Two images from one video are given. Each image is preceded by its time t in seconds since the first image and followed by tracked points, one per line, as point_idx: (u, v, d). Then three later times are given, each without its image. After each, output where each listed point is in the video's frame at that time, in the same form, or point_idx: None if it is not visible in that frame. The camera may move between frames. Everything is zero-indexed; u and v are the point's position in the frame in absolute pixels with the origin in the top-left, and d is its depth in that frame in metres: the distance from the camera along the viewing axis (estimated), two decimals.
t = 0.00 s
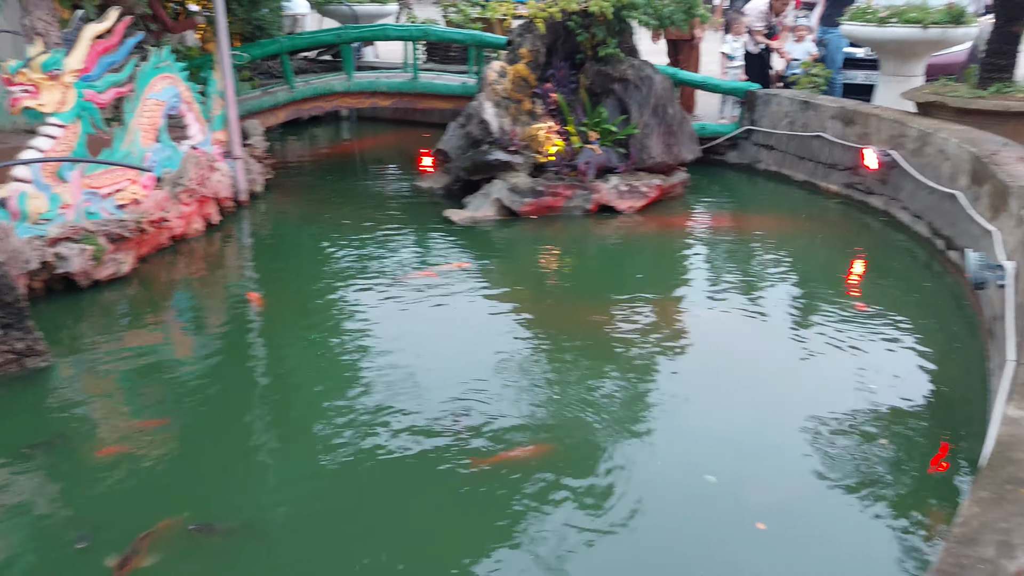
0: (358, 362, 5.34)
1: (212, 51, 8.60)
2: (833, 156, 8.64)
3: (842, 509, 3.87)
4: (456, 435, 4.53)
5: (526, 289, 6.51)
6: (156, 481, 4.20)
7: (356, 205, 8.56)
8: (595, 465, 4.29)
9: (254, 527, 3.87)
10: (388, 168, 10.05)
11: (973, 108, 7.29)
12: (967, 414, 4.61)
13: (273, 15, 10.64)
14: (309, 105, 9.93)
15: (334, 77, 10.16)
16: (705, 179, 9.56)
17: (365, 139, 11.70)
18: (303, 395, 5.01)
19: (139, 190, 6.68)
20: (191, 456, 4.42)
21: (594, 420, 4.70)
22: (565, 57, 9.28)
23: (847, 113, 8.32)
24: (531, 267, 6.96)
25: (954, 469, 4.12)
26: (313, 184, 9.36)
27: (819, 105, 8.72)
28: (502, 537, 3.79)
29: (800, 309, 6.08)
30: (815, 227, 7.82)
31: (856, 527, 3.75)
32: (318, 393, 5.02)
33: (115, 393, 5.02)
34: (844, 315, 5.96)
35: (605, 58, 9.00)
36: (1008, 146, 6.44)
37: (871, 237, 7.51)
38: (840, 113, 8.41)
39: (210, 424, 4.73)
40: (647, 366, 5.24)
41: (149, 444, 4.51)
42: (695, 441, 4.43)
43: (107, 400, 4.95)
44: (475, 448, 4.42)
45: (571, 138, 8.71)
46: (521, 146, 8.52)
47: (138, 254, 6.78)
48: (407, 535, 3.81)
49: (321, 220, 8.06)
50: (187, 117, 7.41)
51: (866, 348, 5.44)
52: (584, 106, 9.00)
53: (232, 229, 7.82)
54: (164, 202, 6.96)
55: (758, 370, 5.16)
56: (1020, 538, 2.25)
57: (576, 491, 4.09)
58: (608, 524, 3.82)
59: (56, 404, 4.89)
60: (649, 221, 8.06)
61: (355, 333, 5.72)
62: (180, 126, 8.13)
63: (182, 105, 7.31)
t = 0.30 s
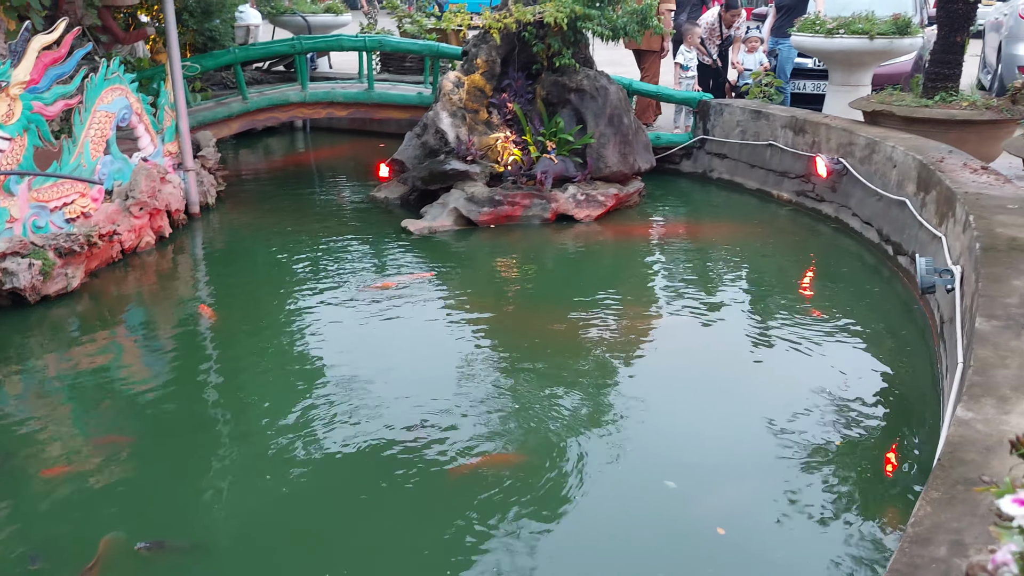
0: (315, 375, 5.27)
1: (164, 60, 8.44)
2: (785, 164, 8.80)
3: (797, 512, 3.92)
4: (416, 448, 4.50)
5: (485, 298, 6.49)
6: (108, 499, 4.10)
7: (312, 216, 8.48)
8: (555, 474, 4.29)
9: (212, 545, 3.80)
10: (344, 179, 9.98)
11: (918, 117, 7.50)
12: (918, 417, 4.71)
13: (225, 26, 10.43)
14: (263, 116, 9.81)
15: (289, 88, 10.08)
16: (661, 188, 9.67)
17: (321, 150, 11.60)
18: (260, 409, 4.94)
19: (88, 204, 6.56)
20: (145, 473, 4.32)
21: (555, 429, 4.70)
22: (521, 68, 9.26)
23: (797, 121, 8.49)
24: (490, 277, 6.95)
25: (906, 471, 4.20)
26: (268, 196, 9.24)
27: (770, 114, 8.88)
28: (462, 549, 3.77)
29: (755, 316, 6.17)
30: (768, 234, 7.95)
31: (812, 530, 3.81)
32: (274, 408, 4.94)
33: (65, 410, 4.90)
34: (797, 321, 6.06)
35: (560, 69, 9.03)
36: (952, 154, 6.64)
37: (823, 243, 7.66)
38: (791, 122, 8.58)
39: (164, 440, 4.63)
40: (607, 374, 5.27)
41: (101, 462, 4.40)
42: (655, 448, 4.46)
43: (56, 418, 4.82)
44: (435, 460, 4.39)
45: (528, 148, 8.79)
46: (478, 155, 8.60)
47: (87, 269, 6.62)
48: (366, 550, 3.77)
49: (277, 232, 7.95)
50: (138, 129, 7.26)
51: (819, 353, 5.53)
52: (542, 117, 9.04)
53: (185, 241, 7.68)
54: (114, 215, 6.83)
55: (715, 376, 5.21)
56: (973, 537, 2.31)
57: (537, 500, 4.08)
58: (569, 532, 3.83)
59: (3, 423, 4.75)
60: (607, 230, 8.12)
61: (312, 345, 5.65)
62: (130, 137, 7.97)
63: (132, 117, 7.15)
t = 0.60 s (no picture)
0: (310, 381, 5.28)
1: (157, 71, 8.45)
2: (777, 166, 8.83)
3: (791, 514, 3.93)
4: (413, 454, 4.50)
5: (480, 304, 6.50)
6: (106, 508, 4.10)
7: (307, 224, 8.48)
8: (552, 478, 4.30)
9: (210, 553, 3.80)
10: (338, 186, 9.99)
11: (910, 117, 7.54)
12: (911, 417, 4.74)
13: (217, 34, 10.55)
14: (256, 125, 9.83)
15: (282, 96, 10.10)
16: (655, 192, 9.70)
17: (314, 158, 11.61)
18: (256, 416, 4.94)
19: (85, 214, 6.57)
20: (143, 482, 4.32)
21: (551, 433, 4.71)
22: (513, 74, 9.34)
23: (789, 124, 8.54)
24: (484, 282, 6.97)
25: (902, 471, 4.22)
26: (263, 204, 9.25)
27: (762, 117, 8.94)
28: (460, 555, 3.77)
29: (749, 318, 6.20)
30: (762, 236, 7.98)
31: (809, 531, 3.82)
32: (269, 414, 4.95)
33: (63, 420, 4.89)
34: (791, 323, 6.08)
35: (552, 74, 9.09)
36: (944, 154, 6.68)
37: (816, 244, 7.69)
38: (782, 124, 8.63)
39: (161, 448, 4.62)
40: (602, 378, 5.28)
41: (98, 472, 4.39)
42: (651, 451, 4.48)
43: (53, 427, 4.81)
44: (432, 467, 4.39)
45: (520, 153, 8.83)
46: (471, 161, 8.62)
47: (84, 278, 6.62)
48: (364, 557, 3.78)
49: (271, 241, 7.95)
50: (132, 139, 7.28)
51: (814, 354, 5.56)
52: (533, 122, 9.09)
53: (180, 250, 7.67)
54: (109, 225, 6.84)
55: (710, 379, 5.23)
56: (967, 533, 2.32)
57: (533, 505, 4.09)
58: (565, 536, 3.84)
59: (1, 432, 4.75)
60: (601, 234, 8.14)
61: (307, 353, 5.65)
62: (124, 147, 7.97)
63: (127, 127, 7.17)
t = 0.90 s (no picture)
0: (307, 389, 5.29)
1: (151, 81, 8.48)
2: (771, 169, 8.87)
3: (787, 515, 3.96)
4: (412, 461, 4.52)
5: (477, 310, 6.51)
6: (108, 517, 4.11)
7: (303, 232, 8.49)
8: (550, 482, 4.31)
9: (211, 560, 3.82)
10: (333, 194, 10.01)
11: (901, 118, 7.59)
12: (906, 416, 4.77)
13: (210, 45, 10.49)
14: (251, 133, 9.85)
15: (276, 105, 10.13)
16: (649, 195, 9.74)
17: (309, 166, 11.63)
18: (255, 423, 4.96)
19: (81, 224, 6.58)
20: (142, 491, 4.33)
21: (549, 437, 4.73)
22: (506, 80, 9.40)
23: (781, 126, 8.59)
24: (481, 287, 6.99)
25: (898, 470, 4.25)
26: (258, 213, 9.26)
27: (755, 120, 8.98)
28: (458, 561, 3.78)
29: (745, 319, 6.23)
30: (756, 238, 8.02)
31: (806, 532, 3.84)
32: (267, 422, 4.96)
33: (62, 431, 4.90)
34: (787, 324, 6.11)
35: (545, 79, 9.09)
36: (935, 155, 6.73)
37: (810, 246, 7.73)
38: (775, 127, 8.67)
39: (160, 458, 4.63)
40: (599, 382, 5.30)
41: (96, 482, 4.40)
42: (649, 453, 4.50)
43: (52, 438, 4.82)
44: (432, 472, 4.41)
45: (515, 159, 8.81)
46: (465, 168, 8.67)
47: (80, 289, 6.63)
48: (363, 564, 3.79)
49: (268, 249, 7.97)
50: (128, 149, 7.29)
51: (809, 355, 5.59)
52: (527, 128, 9.08)
53: (176, 260, 7.68)
54: (106, 236, 6.85)
55: (705, 381, 5.26)
56: (961, 530, 2.35)
57: (532, 509, 4.11)
58: (563, 540, 3.85)
59: None
60: (596, 238, 8.17)
61: (305, 360, 5.67)
62: (119, 157, 7.98)
63: (122, 137, 7.19)
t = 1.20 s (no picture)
0: (304, 395, 5.29)
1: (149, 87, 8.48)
2: (769, 174, 8.89)
3: (787, 521, 3.96)
4: (410, 467, 4.52)
5: (475, 315, 6.52)
6: (107, 524, 4.11)
7: (301, 238, 8.49)
8: (550, 489, 4.31)
9: (211, 565, 3.81)
10: (331, 200, 10.01)
11: (898, 124, 7.62)
12: (904, 422, 4.78)
13: (208, 51, 10.52)
14: (249, 140, 9.85)
15: (274, 111, 10.13)
16: (647, 201, 9.76)
17: (307, 172, 11.64)
18: (254, 429, 4.95)
19: (79, 230, 6.59)
20: (141, 498, 4.33)
21: (548, 443, 4.73)
22: (506, 86, 9.37)
23: (779, 132, 8.61)
24: (479, 293, 6.99)
25: (897, 475, 4.26)
26: (257, 219, 9.26)
27: (752, 125, 9.01)
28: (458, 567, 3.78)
29: (742, 325, 6.24)
30: (754, 243, 8.04)
31: (804, 537, 3.85)
32: (263, 429, 4.95)
33: (59, 438, 4.89)
34: (784, 330, 6.12)
35: (543, 85, 9.12)
36: (932, 160, 6.76)
37: (808, 251, 7.75)
38: (772, 133, 8.70)
39: (158, 465, 4.62)
40: (598, 387, 5.31)
41: (93, 489, 4.39)
42: (649, 459, 4.50)
43: (50, 445, 4.82)
44: (432, 478, 4.41)
45: (513, 164, 8.86)
46: (464, 174, 8.65)
47: (78, 295, 6.63)
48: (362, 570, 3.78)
49: (266, 255, 7.97)
50: (126, 155, 7.29)
51: (808, 360, 5.59)
52: (526, 133, 9.12)
53: (175, 266, 7.68)
54: (103, 242, 6.85)
55: (704, 387, 5.26)
56: (963, 531, 2.36)
57: (531, 515, 4.11)
58: (562, 545, 3.86)
59: None
60: (594, 243, 8.19)
61: (304, 367, 5.67)
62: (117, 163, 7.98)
63: (121, 143, 7.19)
